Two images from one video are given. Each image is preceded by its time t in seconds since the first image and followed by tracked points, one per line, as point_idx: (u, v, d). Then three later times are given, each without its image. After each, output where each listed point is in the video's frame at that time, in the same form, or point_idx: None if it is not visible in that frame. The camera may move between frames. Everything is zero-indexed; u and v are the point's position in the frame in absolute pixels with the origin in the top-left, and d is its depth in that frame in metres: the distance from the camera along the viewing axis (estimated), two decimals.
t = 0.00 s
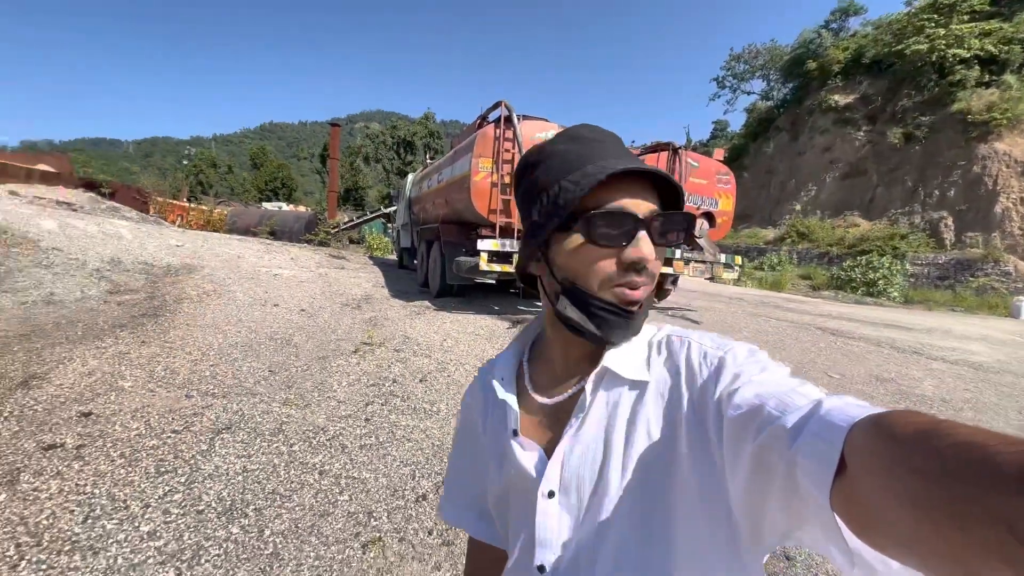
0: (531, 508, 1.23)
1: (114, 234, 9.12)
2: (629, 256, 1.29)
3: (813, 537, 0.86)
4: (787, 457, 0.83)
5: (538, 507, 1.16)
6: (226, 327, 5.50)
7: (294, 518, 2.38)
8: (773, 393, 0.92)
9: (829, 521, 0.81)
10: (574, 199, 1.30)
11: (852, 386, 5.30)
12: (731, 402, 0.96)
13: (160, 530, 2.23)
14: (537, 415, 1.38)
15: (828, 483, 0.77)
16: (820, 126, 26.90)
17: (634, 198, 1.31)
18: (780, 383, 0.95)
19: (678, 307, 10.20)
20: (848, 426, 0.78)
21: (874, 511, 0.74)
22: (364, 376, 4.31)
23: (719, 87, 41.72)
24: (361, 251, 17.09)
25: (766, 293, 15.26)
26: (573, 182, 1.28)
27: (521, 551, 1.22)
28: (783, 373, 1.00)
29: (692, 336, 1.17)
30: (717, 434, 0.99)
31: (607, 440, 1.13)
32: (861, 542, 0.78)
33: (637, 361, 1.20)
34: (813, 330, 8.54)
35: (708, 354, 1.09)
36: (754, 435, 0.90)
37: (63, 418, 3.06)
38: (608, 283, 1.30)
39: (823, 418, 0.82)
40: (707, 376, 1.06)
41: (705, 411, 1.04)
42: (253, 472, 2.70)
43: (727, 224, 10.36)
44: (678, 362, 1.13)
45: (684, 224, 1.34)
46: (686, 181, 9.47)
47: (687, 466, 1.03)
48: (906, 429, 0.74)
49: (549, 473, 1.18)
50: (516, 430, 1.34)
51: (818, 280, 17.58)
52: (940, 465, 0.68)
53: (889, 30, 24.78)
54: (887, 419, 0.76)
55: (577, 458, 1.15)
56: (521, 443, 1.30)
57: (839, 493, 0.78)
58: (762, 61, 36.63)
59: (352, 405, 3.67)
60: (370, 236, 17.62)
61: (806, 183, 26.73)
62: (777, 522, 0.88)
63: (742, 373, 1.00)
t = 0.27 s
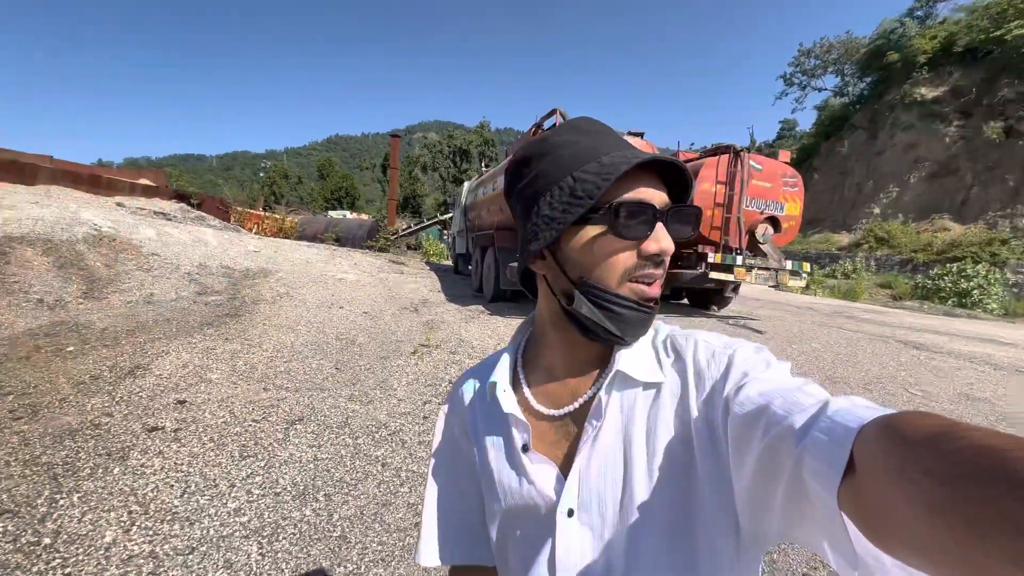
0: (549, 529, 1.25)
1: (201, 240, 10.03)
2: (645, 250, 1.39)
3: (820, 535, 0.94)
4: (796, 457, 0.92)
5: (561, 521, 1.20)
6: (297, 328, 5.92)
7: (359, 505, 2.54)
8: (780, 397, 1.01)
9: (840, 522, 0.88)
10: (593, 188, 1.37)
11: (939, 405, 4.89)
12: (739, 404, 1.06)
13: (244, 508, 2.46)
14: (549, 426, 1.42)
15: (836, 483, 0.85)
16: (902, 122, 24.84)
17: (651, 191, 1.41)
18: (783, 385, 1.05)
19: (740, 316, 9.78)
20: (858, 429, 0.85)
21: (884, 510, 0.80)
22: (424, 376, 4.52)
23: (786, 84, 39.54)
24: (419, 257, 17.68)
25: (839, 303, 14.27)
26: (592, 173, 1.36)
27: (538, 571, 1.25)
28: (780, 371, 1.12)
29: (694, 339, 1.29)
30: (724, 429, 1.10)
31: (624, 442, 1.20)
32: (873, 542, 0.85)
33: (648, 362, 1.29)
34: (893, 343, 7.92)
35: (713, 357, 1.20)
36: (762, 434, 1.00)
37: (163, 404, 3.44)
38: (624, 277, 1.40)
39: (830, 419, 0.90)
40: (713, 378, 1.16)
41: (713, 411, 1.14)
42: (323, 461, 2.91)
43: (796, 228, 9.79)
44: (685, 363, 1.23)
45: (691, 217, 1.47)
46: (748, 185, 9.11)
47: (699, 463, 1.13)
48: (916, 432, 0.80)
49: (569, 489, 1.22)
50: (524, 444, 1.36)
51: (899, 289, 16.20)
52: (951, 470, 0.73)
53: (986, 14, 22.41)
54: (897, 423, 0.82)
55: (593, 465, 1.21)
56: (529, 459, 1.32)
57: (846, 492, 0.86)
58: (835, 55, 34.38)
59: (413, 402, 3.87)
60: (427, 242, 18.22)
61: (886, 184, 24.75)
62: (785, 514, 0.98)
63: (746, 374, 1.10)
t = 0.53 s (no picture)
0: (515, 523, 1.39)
1: (275, 253, 10.80)
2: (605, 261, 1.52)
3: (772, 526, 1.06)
4: (757, 457, 1.02)
5: (536, 517, 1.34)
6: (362, 334, 6.22)
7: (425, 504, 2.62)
8: (737, 400, 1.12)
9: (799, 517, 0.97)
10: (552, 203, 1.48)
11: None
12: (700, 407, 1.17)
13: (319, 501, 2.62)
14: (518, 432, 1.54)
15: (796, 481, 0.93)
16: (999, 113, 22.47)
17: (610, 202, 1.53)
18: (740, 387, 1.16)
19: (812, 326, 9.19)
20: (815, 429, 0.94)
21: (842, 506, 0.88)
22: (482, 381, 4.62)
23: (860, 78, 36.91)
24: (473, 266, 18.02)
25: (927, 313, 13.05)
26: (555, 183, 1.46)
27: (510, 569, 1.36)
28: (737, 372, 1.24)
29: (656, 340, 1.41)
30: (685, 429, 1.22)
31: (592, 445, 1.33)
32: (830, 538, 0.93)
33: (616, 366, 1.41)
34: (993, 356, 7.16)
35: (676, 361, 1.31)
36: (724, 436, 1.10)
37: (247, 403, 3.73)
38: (587, 285, 1.52)
39: (787, 419, 0.99)
40: (676, 381, 1.28)
41: (676, 413, 1.26)
42: (389, 460, 3.03)
43: (875, 232, 9.07)
44: (649, 366, 1.35)
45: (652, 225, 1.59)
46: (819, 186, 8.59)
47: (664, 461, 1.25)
48: (870, 432, 0.88)
49: (542, 485, 1.35)
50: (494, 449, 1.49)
51: (1000, 297, 14.57)
52: (902, 469, 0.81)
53: None
54: (847, 422, 0.91)
55: (566, 467, 1.33)
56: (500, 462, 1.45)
57: (805, 490, 0.94)
58: (916, 44, 31.73)
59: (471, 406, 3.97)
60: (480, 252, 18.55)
61: (981, 182, 22.43)
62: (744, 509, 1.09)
63: (706, 378, 1.22)
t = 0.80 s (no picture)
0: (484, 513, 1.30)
1: (325, 261, 11.23)
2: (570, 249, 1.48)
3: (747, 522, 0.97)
4: (728, 446, 0.95)
5: (498, 511, 1.24)
6: (407, 339, 6.35)
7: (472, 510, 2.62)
8: (709, 387, 1.04)
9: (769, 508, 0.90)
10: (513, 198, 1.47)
11: None
12: (672, 396, 1.08)
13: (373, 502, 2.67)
14: (490, 415, 1.46)
15: (764, 467, 0.88)
16: None
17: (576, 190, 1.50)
18: (712, 373, 1.08)
19: (876, 338, 8.62)
20: (783, 416, 0.89)
21: (809, 493, 0.84)
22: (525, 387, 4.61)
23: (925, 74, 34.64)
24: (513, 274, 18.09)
25: (1007, 325, 12.00)
26: (515, 172, 1.44)
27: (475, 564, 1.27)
28: (708, 361, 1.14)
29: (632, 332, 1.32)
30: (655, 421, 1.13)
31: (558, 434, 1.22)
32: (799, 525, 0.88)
33: (588, 356, 1.32)
34: None
35: (648, 349, 1.22)
36: (697, 429, 1.01)
37: (300, 403, 3.88)
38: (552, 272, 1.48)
39: (755, 408, 0.94)
40: (647, 369, 1.19)
41: (646, 403, 1.16)
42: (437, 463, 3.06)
43: (947, 238, 8.45)
44: (622, 353, 1.26)
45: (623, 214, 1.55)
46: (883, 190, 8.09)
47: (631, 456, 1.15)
48: (834, 416, 0.85)
49: (506, 478, 1.26)
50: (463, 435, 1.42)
51: None
52: (865, 453, 0.78)
53: None
54: (815, 409, 0.87)
55: (530, 457, 1.24)
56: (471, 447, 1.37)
57: (775, 479, 0.89)
58: (990, 37, 29.47)
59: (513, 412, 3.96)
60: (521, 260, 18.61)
61: None
62: (716, 504, 1.01)
63: (679, 366, 1.13)
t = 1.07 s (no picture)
0: (484, 500, 1.31)
1: (335, 263, 11.33)
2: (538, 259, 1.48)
3: (748, 529, 0.99)
4: (734, 452, 0.97)
5: (496, 504, 1.25)
6: (417, 342, 6.39)
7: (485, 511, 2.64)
8: (715, 394, 1.05)
9: (773, 513, 0.92)
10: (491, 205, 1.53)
11: None
12: (676, 403, 1.08)
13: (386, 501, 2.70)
14: (494, 406, 1.44)
15: (770, 473, 0.90)
16: None
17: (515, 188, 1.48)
18: (720, 380, 1.09)
19: (889, 347, 8.55)
20: (789, 423, 0.92)
21: (814, 500, 0.86)
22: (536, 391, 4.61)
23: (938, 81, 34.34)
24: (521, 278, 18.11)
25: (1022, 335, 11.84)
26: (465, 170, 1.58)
27: (477, 553, 1.29)
28: (713, 369, 1.14)
29: (638, 333, 1.30)
30: (657, 425, 1.13)
31: (554, 431, 1.22)
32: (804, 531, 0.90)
33: (588, 355, 1.30)
34: None
35: (653, 353, 1.21)
36: (700, 434, 1.03)
37: (313, 404, 3.92)
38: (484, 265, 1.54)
39: (760, 414, 0.96)
40: (651, 374, 1.18)
41: (649, 407, 1.16)
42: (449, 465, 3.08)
43: (961, 246, 8.37)
44: (626, 356, 1.24)
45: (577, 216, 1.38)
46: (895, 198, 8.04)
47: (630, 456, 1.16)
48: (839, 423, 0.88)
49: (503, 470, 1.26)
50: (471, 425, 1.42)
51: None
52: (868, 461, 0.81)
53: None
54: (821, 415, 0.90)
55: (527, 453, 1.24)
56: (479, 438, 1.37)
57: (782, 486, 0.91)
58: (1004, 44, 29.19)
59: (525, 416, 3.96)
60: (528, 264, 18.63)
61: None
62: (720, 510, 1.02)
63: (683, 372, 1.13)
